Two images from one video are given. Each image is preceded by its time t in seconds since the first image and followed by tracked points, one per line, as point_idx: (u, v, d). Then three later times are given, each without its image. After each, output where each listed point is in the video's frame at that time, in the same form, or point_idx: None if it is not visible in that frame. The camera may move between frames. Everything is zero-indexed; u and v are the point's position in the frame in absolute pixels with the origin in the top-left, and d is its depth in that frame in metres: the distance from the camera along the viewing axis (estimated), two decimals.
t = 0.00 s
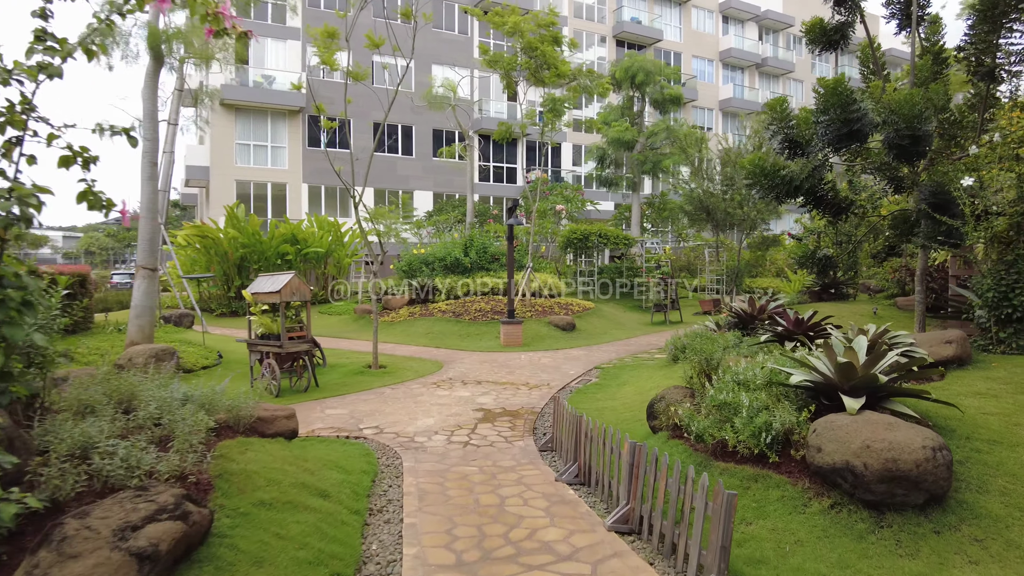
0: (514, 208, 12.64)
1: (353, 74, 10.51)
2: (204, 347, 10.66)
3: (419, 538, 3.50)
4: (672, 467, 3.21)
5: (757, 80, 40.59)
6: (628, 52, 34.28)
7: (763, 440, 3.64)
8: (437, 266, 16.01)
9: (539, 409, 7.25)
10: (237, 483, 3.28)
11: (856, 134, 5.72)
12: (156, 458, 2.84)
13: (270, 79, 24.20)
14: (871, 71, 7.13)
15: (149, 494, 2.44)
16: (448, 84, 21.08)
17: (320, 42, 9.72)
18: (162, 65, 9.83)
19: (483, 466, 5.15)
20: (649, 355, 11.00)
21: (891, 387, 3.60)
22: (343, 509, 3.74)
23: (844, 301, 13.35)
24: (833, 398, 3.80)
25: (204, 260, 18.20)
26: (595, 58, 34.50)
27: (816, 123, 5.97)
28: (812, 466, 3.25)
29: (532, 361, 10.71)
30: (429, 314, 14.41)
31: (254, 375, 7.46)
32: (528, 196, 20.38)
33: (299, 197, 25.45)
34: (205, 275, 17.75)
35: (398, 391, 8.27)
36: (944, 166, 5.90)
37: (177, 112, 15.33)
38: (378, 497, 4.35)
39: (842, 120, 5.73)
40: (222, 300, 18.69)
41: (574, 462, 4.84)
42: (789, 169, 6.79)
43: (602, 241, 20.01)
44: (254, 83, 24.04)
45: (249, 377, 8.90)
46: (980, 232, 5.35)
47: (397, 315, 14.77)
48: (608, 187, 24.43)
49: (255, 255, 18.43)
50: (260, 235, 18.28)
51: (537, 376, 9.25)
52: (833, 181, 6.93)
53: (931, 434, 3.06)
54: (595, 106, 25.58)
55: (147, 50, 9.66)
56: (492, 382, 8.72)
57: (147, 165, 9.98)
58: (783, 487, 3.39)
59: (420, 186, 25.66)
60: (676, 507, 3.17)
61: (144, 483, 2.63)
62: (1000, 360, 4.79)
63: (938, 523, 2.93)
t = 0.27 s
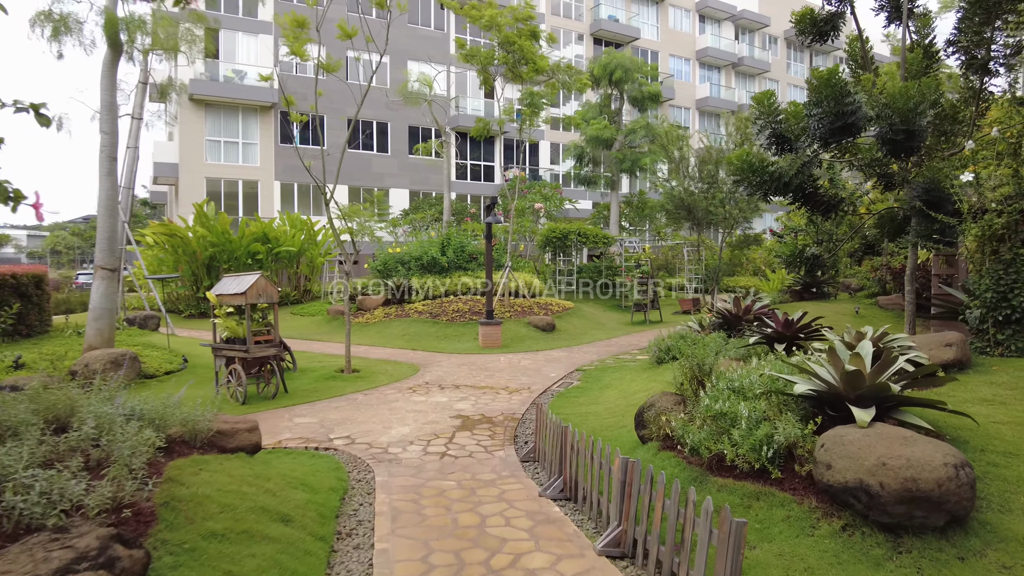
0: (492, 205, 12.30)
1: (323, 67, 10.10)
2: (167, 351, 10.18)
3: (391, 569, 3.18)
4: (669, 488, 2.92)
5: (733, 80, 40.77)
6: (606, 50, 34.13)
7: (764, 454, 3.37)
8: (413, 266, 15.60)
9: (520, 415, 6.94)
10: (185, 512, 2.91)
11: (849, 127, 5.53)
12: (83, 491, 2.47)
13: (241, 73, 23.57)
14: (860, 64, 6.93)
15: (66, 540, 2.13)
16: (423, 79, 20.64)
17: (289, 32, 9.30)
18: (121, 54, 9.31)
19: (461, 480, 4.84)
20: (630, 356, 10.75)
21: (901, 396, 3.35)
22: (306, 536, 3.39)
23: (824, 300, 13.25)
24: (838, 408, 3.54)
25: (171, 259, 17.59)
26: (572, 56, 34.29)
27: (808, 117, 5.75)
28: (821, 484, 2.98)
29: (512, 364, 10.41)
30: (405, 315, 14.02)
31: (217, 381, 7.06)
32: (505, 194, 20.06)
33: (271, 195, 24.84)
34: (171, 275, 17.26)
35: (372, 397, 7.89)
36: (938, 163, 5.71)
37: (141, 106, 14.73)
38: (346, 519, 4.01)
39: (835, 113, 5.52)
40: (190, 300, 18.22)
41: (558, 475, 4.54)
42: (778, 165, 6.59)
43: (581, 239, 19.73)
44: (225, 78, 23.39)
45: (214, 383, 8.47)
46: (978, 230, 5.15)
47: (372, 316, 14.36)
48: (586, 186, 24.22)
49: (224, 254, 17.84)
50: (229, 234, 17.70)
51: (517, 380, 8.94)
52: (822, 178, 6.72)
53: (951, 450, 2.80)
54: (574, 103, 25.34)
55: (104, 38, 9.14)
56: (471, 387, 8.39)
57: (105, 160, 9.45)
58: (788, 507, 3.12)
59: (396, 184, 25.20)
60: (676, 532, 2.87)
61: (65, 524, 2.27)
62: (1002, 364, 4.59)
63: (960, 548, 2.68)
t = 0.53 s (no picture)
0: (478, 201, 11.94)
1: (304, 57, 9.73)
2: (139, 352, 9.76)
3: None
4: (683, 508, 2.62)
5: (719, 77, 40.72)
6: (592, 46, 33.88)
7: (780, 467, 3.09)
8: (397, 264, 15.21)
9: (510, 420, 6.63)
10: (136, 542, 2.57)
11: (855, 117, 5.30)
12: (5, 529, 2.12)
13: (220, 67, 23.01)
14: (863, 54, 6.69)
15: None
16: (407, 72, 20.21)
17: (268, 19, 8.90)
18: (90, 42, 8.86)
19: (449, 492, 4.54)
20: (621, 356, 10.48)
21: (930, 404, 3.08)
22: (277, 562, 3.07)
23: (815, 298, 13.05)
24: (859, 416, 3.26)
25: (147, 258, 17.24)
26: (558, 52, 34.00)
27: (812, 106, 5.53)
28: (847, 503, 2.70)
29: (500, 364, 10.10)
30: (389, 315, 13.65)
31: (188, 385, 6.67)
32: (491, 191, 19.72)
33: (252, 191, 24.31)
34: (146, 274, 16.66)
35: (354, 401, 7.54)
36: (946, 155, 5.48)
37: (114, 98, 14.21)
38: (324, 539, 3.69)
39: (840, 103, 5.29)
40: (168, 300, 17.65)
41: (553, 486, 4.24)
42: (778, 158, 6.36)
43: (568, 237, 19.41)
44: (204, 72, 22.79)
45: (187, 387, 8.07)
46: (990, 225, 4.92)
47: (355, 316, 13.98)
48: (573, 183, 23.94)
49: (202, 251, 17.28)
50: (207, 230, 17.16)
51: (505, 382, 8.63)
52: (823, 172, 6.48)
53: (994, 464, 2.52)
54: (560, 99, 25.05)
55: (72, 24, 8.68)
56: (457, 389, 8.06)
57: (73, 152, 8.99)
58: (809, 526, 2.84)
59: (380, 181, 24.76)
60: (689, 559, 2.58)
61: None
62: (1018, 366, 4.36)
63: None
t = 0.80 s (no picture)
0: (465, 200, 11.61)
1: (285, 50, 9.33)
2: (110, 356, 9.33)
3: None
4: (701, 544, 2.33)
5: (705, 77, 40.67)
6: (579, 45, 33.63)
7: (802, 490, 2.80)
8: (381, 264, 14.84)
9: (499, 429, 6.32)
10: None
11: (864, 112, 5.05)
12: None
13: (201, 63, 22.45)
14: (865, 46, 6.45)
15: None
16: (392, 68, 19.78)
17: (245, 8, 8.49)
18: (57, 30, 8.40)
19: (435, 511, 4.23)
20: (612, 359, 10.21)
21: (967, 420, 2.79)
22: None
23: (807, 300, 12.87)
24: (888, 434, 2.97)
25: (123, 257, 16.46)
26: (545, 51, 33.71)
27: (818, 100, 5.28)
28: (880, 535, 2.41)
29: (488, 368, 9.79)
30: (373, 317, 13.29)
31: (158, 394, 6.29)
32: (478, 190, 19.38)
33: (233, 190, 23.80)
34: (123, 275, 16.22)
35: (336, 409, 7.20)
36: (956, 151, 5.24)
37: (87, 93, 13.69)
38: (297, 569, 3.38)
39: (847, 97, 5.06)
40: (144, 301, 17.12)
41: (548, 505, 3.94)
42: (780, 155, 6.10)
43: (556, 237, 19.05)
44: (184, 68, 22.22)
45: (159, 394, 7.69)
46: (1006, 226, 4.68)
47: (337, 318, 13.60)
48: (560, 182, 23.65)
49: (181, 251, 16.77)
50: (186, 230, 16.70)
51: (494, 387, 8.31)
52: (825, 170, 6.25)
53: None
54: (547, 98, 24.75)
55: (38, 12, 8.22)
56: (444, 396, 7.73)
57: (38, 147, 8.52)
58: (836, 557, 2.55)
59: (364, 179, 24.33)
60: None
61: None
62: None
63: None
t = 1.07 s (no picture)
0: (452, 197, 11.27)
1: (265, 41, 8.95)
2: (80, 358, 8.90)
3: None
4: None
5: (693, 76, 40.58)
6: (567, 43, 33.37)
7: (830, 512, 2.51)
8: (366, 263, 14.47)
9: (489, 435, 6.01)
10: None
11: (874, 101, 4.79)
12: None
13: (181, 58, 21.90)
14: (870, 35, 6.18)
15: None
16: (377, 62, 19.32)
17: None
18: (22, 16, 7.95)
19: (421, 529, 3.90)
20: (604, 361, 9.93)
21: (1013, 433, 2.53)
22: None
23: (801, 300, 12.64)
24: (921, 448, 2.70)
25: (100, 257, 15.65)
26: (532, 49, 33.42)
27: (826, 88, 5.01)
28: (927, 566, 2.16)
29: (477, 370, 9.47)
30: (357, 317, 12.91)
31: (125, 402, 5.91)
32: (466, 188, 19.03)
33: (215, 188, 23.26)
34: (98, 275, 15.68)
35: (317, 415, 6.84)
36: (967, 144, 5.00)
37: (60, 85, 13.19)
38: None
39: (856, 85, 4.80)
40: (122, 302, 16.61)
41: (544, 522, 3.62)
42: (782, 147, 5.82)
43: (545, 236, 18.76)
44: (164, 62, 21.73)
45: (130, 400, 7.28)
46: None
47: (321, 318, 13.22)
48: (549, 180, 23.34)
49: (160, 251, 16.30)
50: (166, 228, 16.33)
51: (483, 390, 7.99)
52: (828, 165, 6.00)
53: None
54: (535, 95, 24.42)
55: None
56: (430, 400, 7.40)
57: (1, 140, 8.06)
58: None
59: (348, 177, 23.90)
60: None
61: None
62: None
63: None
